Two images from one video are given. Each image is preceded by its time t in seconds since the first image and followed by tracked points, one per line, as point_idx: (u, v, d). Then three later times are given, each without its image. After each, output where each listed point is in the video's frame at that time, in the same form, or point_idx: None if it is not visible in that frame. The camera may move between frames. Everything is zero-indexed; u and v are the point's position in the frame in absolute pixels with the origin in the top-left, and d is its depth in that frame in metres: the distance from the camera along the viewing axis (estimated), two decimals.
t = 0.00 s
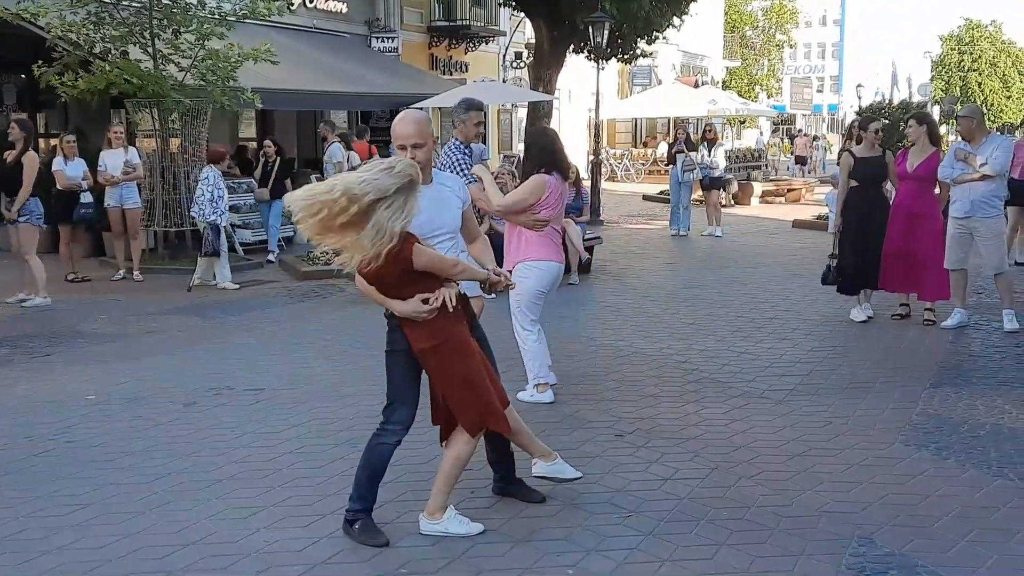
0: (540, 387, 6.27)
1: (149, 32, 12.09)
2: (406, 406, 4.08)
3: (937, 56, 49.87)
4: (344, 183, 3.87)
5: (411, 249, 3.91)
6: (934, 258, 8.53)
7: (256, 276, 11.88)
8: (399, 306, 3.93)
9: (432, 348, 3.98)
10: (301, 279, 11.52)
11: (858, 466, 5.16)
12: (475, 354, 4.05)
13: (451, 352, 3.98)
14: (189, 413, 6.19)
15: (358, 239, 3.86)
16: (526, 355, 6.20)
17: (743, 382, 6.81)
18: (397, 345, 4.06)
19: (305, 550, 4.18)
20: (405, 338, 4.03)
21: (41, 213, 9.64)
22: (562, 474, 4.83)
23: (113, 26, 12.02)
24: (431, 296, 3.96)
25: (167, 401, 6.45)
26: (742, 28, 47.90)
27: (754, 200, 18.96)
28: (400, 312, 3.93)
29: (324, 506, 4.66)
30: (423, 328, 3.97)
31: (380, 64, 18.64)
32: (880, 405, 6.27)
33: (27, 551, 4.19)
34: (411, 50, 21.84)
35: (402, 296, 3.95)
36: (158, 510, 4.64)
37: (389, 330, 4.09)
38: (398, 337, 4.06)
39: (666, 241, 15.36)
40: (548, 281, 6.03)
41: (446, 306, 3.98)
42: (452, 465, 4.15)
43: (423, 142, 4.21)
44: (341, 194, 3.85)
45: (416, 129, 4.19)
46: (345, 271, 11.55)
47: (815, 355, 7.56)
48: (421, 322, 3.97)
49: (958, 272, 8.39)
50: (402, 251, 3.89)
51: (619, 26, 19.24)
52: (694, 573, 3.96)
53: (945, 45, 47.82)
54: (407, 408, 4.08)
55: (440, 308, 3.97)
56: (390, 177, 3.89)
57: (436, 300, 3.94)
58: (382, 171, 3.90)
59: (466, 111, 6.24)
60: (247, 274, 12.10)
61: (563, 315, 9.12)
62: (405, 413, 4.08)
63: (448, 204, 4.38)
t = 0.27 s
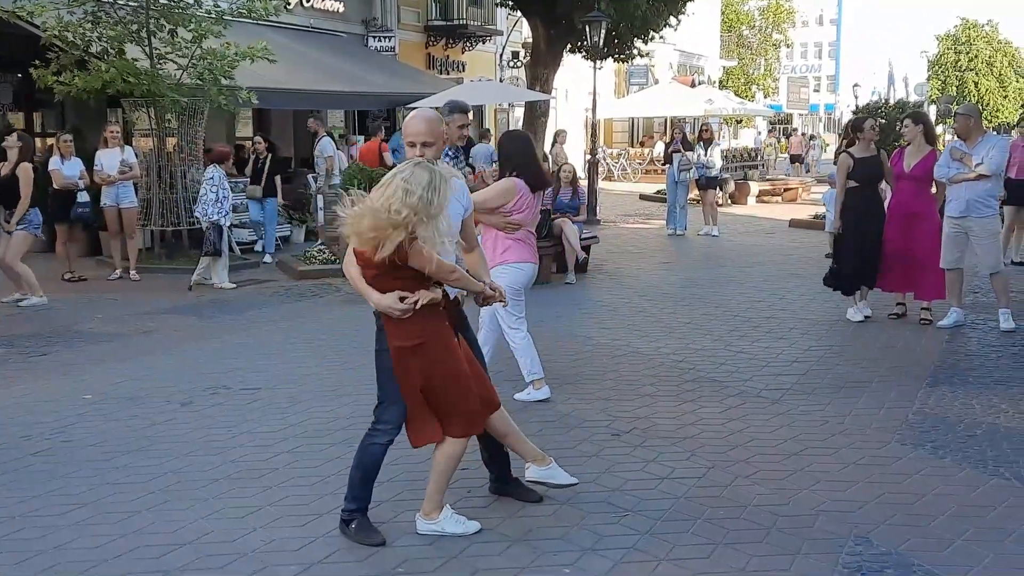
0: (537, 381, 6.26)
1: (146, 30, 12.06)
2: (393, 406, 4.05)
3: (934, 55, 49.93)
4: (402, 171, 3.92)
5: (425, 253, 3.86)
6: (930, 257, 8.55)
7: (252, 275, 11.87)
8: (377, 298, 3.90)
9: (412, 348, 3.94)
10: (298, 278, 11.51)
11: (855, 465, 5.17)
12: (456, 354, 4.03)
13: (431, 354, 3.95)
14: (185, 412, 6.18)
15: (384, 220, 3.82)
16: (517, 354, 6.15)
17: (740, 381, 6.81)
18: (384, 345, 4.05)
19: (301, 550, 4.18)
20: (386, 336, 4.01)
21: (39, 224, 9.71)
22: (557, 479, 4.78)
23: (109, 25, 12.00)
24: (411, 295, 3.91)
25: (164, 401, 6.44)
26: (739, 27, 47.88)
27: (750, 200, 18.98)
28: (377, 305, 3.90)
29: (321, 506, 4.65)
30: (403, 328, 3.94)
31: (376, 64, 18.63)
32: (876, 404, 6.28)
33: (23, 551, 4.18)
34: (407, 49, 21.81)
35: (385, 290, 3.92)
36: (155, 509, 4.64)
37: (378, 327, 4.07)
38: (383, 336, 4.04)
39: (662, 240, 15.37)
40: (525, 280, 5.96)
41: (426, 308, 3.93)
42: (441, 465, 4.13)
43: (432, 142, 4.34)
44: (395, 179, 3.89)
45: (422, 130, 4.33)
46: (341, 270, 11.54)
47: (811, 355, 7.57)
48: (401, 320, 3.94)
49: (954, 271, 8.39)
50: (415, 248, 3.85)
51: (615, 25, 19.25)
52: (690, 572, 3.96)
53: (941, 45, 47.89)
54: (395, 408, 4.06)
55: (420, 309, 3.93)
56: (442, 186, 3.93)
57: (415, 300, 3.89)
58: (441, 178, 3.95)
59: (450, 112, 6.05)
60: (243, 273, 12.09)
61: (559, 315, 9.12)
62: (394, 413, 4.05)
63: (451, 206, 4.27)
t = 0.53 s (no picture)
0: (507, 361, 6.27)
1: (143, 30, 12.06)
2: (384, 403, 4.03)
3: (931, 55, 49.96)
4: (423, 166, 3.98)
5: (437, 251, 3.86)
6: (927, 256, 8.56)
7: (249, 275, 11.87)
8: (377, 289, 3.88)
9: (405, 348, 3.93)
10: (295, 278, 11.51)
11: (852, 465, 5.17)
12: (448, 357, 4.00)
13: (423, 358, 3.93)
14: (183, 412, 6.18)
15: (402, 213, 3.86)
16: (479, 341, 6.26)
17: (738, 381, 6.82)
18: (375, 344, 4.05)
19: (299, 550, 4.18)
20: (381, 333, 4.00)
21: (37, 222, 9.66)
22: (545, 486, 4.67)
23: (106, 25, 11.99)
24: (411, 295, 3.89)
25: (161, 401, 6.44)
26: (736, 27, 47.86)
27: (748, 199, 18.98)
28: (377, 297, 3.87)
29: (319, 506, 4.65)
30: (398, 327, 3.93)
31: (374, 63, 18.62)
32: (874, 403, 6.28)
33: (21, 551, 4.18)
34: (405, 49, 21.80)
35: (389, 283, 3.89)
36: (153, 509, 4.63)
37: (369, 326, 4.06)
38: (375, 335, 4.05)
39: (660, 239, 15.38)
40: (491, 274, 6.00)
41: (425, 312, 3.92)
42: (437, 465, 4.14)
43: (447, 143, 4.40)
44: (415, 174, 3.96)
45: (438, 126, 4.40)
46: (339, 270, 11.53)
47: (809, 354, 7.58)
48: (399, 319, 3.93)
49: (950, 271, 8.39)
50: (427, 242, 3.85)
51: (613, 24, 19.25)
52: (688, 572, 3.96)
53: (938, 44, 47.92)
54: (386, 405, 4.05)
55: (417, 311, 3.91)
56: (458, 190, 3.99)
57: (412, 302, 3.86)
58: (460, 181, 4.02)
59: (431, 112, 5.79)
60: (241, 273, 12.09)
61: (557, 314, 9.12)
62: (384, 413, 4.03)
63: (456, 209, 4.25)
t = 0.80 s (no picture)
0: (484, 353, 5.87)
1: (141, 30, 12.06)
2: (377, 401, 4.03)
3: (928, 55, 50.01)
4: (435, 167, 4.00)
5: (467, 244, 3.89)
6: (925, 255, 8.57)
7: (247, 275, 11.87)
8: (405, 280, 3.82)
9: (409, 346, 3.92)
10: (293, 278, 11.51)
11: (850, 464, 5.18)
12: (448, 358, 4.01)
13: (426, 357, 3.94)
14: (181, 412, 6.18)
15: (428, 214, 3.88)
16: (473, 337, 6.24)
17: (735, 380, 6.82)
18: (369, 339, 4.06)
19: (297, 550, 4.18)
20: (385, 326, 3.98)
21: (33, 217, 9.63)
22: (523, 495, 4.57)
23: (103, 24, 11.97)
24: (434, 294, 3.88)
25: (159, 401, 6.43)
26: (734, 26, 47.86)
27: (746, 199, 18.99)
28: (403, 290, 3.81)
29: (316, 506, 4.65)
30: (405, 323, 3.92)
31: (372, 63, 18.61)
32: (871, 403, 6.29)
33: (18, 551, 4.18)
34: (402, 49, 21.79)
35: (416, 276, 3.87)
36: (151, 509, 4.63)
37: (363, 324, 4.10)
38: (371, 332, 4.06)
39: (658, 239, 15.38)
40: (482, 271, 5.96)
41: (439, 318, 3.92)
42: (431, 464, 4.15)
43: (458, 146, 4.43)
44: (437, 170, 3.99)
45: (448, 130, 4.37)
46: (337, 270, 11.53)
47: (806, 354, 7.58)
48: (411, 315, 3.91)
49: (947, 272, 8.36)
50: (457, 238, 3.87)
51: (611, 24, 19.26)
52: (686, 571, 3.96)
53: (936, 44, 47.98)
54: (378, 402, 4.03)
55: (433, 314, 3.91)
56: (475, 183, 4.02)
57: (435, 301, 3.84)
58: (475, 174, 4.05)
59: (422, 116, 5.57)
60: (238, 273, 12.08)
61: (555, 314, 9.12)
62: (375, 410, 4.04)
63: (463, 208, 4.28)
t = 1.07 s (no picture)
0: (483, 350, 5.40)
1: (137, 30, 12.05)
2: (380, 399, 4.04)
3: (926, 54, 50.06)
4: (446, 162, 4.00)
5: (495, 234, 3.96)
6: (921, 256, 8.57)
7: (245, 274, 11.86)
8: (443, 274, 3.84)
9: (434, 336, 3.92)
10: (290, 278, 11.51)
11: (846, 463, 5.18)
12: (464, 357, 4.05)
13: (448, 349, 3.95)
14: (178, 412, 6.17)
15: (454, 214, 3.89)
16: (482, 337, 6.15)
17: (732, 379, 6.83)
18: (377, 337, 4.07)
19: (293, 549, 4.18)
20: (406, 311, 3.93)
21: (28, 215, 9.60)
22: (517, 502, 4.46)
23: (99, 24, 11.96)
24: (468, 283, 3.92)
25: (156, 401, 6.43)
26: (732, 26, 47.86)
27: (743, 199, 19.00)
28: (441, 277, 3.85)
29: (312, 506, 4.65)
30: (435, 310, 3.91)
31: (370, 63, 18.61)
32: (867, 402, 6.30)
33: (15, 551, 4.17)
34: (399, 49, 21.78)
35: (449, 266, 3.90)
36: (147, 509, 4.63)
37: (371, 321, 4.11)
38: (380, 329, 4.07)
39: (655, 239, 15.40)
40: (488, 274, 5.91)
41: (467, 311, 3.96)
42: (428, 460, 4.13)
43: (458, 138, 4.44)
44: (450, 163, 3.99)
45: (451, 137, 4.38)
46: (334, 269, 11.53)
47: (803, 353, 7.59)
48: (441, 305, 3.91)
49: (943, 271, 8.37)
50: (486, 232, 3.94)
51: (609, 23, 19.25)
52: (681, 570, 3.97)
53: (933, 43, 48.04)
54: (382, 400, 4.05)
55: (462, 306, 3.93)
56: (487, 173, 4.04)
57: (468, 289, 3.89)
58: (485, 164, 4.07)
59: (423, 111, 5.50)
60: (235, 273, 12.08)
61: (552, 314, 9.13)
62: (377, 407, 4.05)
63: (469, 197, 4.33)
